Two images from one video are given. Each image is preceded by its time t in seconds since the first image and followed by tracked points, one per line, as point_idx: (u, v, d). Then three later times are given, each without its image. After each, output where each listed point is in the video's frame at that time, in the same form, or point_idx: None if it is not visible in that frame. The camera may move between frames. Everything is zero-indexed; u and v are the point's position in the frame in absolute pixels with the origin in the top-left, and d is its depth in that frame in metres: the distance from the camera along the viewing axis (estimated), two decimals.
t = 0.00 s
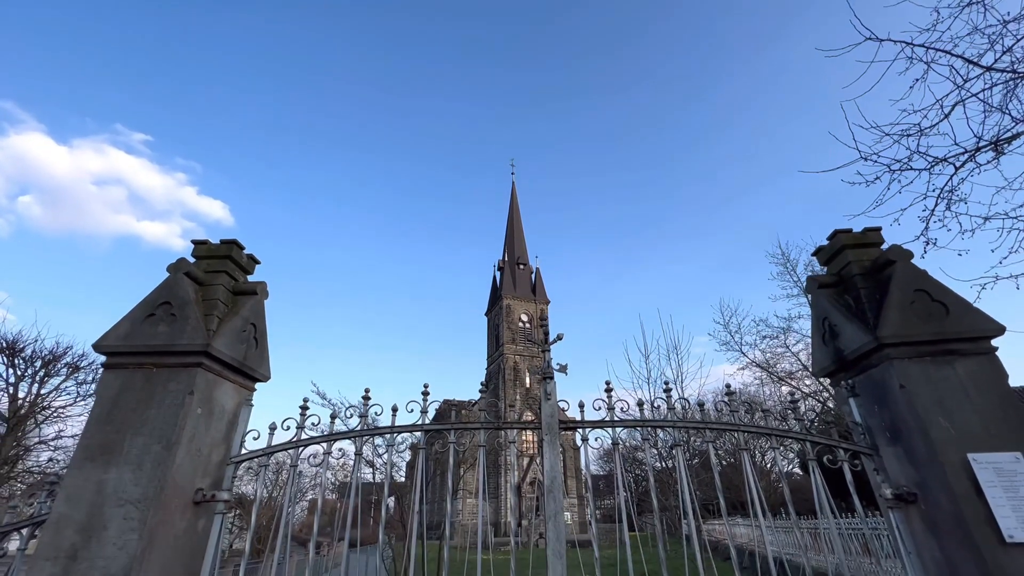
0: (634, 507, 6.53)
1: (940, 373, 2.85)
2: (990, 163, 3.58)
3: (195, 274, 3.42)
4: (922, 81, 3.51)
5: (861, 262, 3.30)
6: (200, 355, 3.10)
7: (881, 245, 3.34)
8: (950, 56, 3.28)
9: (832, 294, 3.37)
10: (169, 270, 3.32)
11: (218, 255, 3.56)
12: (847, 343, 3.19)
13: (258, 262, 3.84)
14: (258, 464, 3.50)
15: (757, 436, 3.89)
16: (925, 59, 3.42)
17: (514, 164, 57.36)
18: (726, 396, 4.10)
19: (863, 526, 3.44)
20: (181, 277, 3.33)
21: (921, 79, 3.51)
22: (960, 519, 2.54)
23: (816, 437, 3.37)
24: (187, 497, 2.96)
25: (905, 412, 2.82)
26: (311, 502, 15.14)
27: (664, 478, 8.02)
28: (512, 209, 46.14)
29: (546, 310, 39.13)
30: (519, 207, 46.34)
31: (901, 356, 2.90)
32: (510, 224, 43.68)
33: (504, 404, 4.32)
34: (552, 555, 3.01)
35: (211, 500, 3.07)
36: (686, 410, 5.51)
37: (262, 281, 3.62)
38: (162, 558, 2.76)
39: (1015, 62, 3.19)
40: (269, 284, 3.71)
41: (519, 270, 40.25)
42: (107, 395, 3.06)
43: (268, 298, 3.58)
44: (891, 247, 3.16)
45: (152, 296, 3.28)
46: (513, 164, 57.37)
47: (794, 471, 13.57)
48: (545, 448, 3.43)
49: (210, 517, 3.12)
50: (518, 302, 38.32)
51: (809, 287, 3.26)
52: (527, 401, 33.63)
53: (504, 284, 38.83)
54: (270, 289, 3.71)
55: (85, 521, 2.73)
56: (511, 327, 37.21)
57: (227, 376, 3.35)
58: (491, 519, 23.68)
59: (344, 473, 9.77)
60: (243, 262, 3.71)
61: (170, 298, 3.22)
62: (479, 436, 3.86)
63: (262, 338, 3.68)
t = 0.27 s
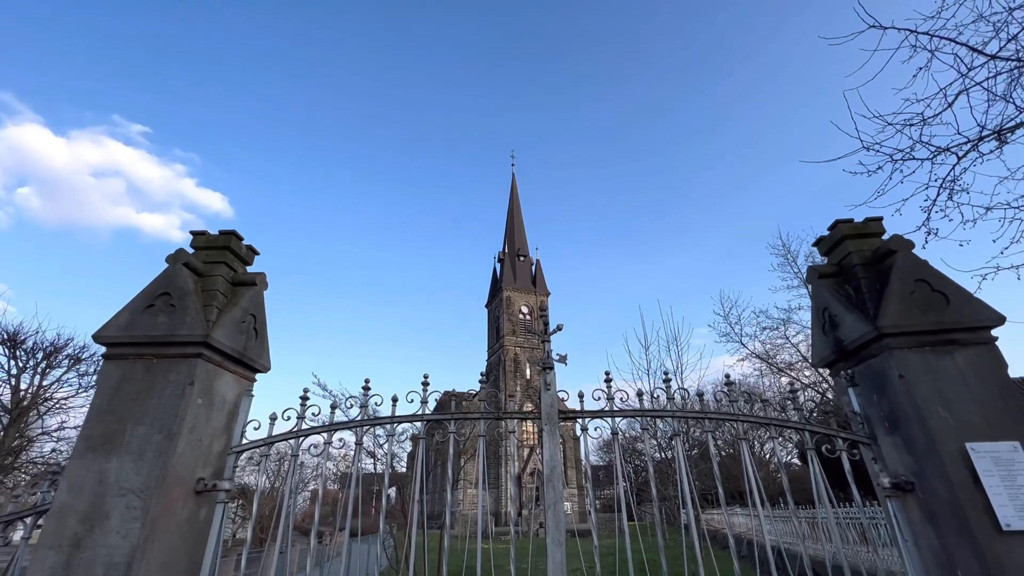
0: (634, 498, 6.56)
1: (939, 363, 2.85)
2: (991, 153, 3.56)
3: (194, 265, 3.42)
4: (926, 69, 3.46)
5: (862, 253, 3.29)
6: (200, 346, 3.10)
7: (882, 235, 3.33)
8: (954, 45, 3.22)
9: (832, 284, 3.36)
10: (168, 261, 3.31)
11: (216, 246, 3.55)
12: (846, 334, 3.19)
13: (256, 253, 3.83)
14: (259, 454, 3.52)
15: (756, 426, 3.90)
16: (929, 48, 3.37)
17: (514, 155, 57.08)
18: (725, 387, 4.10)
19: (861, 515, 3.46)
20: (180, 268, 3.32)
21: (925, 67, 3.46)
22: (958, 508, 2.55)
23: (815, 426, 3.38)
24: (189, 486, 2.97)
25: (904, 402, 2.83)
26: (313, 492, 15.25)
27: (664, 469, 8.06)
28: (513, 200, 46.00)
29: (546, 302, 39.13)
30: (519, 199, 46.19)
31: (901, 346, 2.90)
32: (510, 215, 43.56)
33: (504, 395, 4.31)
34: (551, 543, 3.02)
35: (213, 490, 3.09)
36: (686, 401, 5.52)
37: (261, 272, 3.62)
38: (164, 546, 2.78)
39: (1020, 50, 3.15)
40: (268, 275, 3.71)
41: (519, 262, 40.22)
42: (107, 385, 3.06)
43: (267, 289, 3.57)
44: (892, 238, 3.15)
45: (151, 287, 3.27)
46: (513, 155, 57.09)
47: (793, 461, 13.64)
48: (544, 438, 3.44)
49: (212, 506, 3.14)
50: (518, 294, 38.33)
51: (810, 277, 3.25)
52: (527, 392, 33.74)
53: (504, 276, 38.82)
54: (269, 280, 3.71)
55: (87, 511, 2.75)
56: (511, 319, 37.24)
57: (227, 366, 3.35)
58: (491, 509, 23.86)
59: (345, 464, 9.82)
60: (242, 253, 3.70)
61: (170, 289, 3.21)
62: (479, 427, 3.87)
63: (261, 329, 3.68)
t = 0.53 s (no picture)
0: (633, 488, 6.60)
1: (939, 353, 2.85)
2: (994, 143, 3.54)
3: (194, 255, 3.41)
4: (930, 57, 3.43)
5: (863, 243, 3.28)
6: (201, 336, 3.10)
7: (884, 225, 3.31)
8: (960, 32, 3.19)
9: (834, 274, 3.35)
10: (167, 251, 3.30)
11: (216, 236, 3.55)
12: (847, 324, 3.18)
13: (256, 244, 3.83)
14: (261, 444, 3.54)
15: (757, 415, 3.91)
16: (934, 36, 3.33)
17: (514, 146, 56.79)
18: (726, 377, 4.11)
19: (860, 504, 3.48)
20: (180, 258, 3.32)
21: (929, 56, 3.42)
22: (956, 497, 2.57)
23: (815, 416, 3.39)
24: (191, 475, 2.99)
25: (904, 391, 2.83)
26: (315, 482, 15.38)
27: (663, 459, 8.11)
28: (513, 192, 45.88)
29: (546, 294, 39.14)
30: (519, 190, 46.04)
31: (902, 336, 2.90)
32: (511, 207, 43.46)
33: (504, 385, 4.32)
34: (552, 531, 3.04)
35: (215, 479, 3.11)
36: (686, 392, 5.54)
37: (262, 263, 3.61)
38: (168, 534, 2.80)
39: None
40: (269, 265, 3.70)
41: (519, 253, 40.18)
42: (109, 375, 3.07)
43: (268, 279, 3.57)
44: (894, 227, 3.13)
45: (151, 277, 3.27)
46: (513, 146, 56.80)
47: (791, 451, 13.72)
48: (545, 428, 3.45)
49: (215, 494, 3.16)
50: (519, 285, 38.34)
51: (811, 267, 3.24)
52: (527, 383, 33.85)
53: (504, 268, 38.81)
54: (269, 271, 3.71)
55: (91, 499, 2.76)
56: (511, 310, 37.28)
57: (228, 356, 3.36)
58: (491, 500, 24.06)
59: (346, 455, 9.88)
60: (242, 244, 3.69)
61: (170, 280, 3.21)
62: (480, 416, 3.87)
63: (262, 319, 3.68)
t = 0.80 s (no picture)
0: (633, 478, 6.63)
1: (940, 343, 2.85)
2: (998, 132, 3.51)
3: (194, 246, 3.40)
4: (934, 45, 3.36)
5: (865, 232, 3.27)
6: (202, 326, 3.10)
7: (885, 215, 3.30)
8: (967, 19, 3.12)
9: (835, 264, 3.34)
10: (167, 241, 3.29)
11: (216, 227, 3.54)
12: (848, 314, 3.18)
13: (256, 234, 3.82)
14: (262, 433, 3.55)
15: (757, 405, 3.91)
16: (939, 23, 3.26)
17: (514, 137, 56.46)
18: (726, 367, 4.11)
19: (859, 493, 3.49)
20: (180, 248, 3.31)
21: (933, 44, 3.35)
22: (955, 485, 2.58)
23: (815, 406, 3.39)
24: (194, 464, 3.01)
25: (904, 381, 2.83)
26: (316, 472, 15.49)
27: (662, 449, 8.15)
28: (513, 183, 45.72)
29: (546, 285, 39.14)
30: (519, 181, 45.88)
31: (902, 326, 2.89)
32: (511, 198, 43.32)
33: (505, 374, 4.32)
34: (552, 519, 3.07)
35: (218, 467, 3.13)
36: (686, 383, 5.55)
37: (261, 253, 3.61)
38: (171, 522, 2.82)
39: None
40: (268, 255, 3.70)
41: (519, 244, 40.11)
42: (111, 364, 3.07)
43: (268, 269, 3.57)
44: (897, 217, 3.12)
45: (152, 267, 3.26)
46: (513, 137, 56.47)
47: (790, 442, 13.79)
48: (545, 417, 3.46)
49: (218, 483, 3.19)
50: (518, 276, 38.33)
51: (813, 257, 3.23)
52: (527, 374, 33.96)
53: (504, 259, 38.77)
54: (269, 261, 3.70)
55: (95, 487, 2.78)
56: (512, 301, 37.30)
57: (229, 346, 3.37)
58: (492, 490, 24.26)
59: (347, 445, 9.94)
60: (242, 234, 3.68)
61: (170, 270, 3.21)
62: (480, 406, 3.88)
63: (263, 309, 3.68)
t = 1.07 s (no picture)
0: (632, 468, 6.67)
1: (940, 333, 2.86)
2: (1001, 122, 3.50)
3: (194, 236, 3.40)
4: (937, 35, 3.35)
5: (867, 223, 3.26)
6: (202, 316, 3.11)
7: (887, 205, 3.29)
8: (970, 8, 3.11)
9: (836, 255, 3.34)
10: (167, 231, 3.29)
11: (215, 216, 3.53)
12: (848, 305, 3.19)
13: (256, 224, 3.81)
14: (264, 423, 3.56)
15: (756, 395, 3.93)
16: (943, 12, 3.25)
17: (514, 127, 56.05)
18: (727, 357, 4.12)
19: (856, 483, 3.52)
20: (180, 238, 3.31)
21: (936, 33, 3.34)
22: (952, 474, 2.60)
23: (814, 395, 3.40)
24: (197, 453, 3.03)
25: (903, 371, 2.84)
26: (317, 462, 15.58)
27: (662, 440, 8.19)
28: (513, 173, 45.54)
29: (546, 276, 39.11)
30: (519, 172, 45.69)
31: (902, 316, 2.90)
32: (511, 189, 43.15)
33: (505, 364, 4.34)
34: (552, 507, 3.09)
35: (221, 457, 3.15)
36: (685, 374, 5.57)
37: (261, 243, 3.60)
38: (175, 511, 2.84)
39: None
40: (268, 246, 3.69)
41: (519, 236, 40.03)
42: (113, 354, 3.08)
43: (268, 260, 3.57)
44: (898, 207, 3.11)
45: (152, 258, 3.26)
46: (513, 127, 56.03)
47: (788, 432, 13.86)
48: (546, 407, 3.47)
49: (221, 472, 3.21)
50: (518, 268, 38.30)
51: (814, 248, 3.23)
52: (527, 365, 34.06)
53: (504, 250, 38.71)
54: (269, 251, 3.70)
55: (98, 476, 2.80)
56: (511, 293, 37.30)
57: (231, 336, 3.38)
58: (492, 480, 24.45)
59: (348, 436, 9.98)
60: (242, 224, 3.68)
61: (170, 260, 3.21)
62: (481, 395, 3.89)
63: (264, 300, 3.69)
